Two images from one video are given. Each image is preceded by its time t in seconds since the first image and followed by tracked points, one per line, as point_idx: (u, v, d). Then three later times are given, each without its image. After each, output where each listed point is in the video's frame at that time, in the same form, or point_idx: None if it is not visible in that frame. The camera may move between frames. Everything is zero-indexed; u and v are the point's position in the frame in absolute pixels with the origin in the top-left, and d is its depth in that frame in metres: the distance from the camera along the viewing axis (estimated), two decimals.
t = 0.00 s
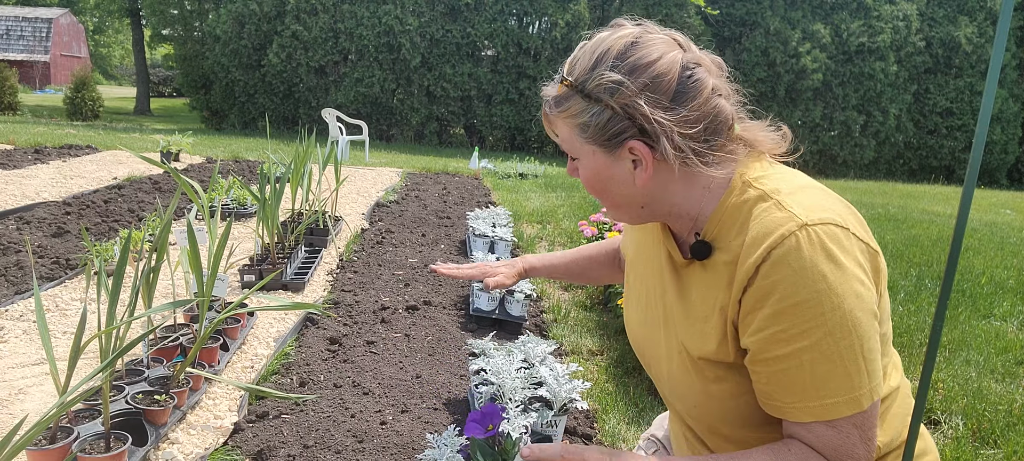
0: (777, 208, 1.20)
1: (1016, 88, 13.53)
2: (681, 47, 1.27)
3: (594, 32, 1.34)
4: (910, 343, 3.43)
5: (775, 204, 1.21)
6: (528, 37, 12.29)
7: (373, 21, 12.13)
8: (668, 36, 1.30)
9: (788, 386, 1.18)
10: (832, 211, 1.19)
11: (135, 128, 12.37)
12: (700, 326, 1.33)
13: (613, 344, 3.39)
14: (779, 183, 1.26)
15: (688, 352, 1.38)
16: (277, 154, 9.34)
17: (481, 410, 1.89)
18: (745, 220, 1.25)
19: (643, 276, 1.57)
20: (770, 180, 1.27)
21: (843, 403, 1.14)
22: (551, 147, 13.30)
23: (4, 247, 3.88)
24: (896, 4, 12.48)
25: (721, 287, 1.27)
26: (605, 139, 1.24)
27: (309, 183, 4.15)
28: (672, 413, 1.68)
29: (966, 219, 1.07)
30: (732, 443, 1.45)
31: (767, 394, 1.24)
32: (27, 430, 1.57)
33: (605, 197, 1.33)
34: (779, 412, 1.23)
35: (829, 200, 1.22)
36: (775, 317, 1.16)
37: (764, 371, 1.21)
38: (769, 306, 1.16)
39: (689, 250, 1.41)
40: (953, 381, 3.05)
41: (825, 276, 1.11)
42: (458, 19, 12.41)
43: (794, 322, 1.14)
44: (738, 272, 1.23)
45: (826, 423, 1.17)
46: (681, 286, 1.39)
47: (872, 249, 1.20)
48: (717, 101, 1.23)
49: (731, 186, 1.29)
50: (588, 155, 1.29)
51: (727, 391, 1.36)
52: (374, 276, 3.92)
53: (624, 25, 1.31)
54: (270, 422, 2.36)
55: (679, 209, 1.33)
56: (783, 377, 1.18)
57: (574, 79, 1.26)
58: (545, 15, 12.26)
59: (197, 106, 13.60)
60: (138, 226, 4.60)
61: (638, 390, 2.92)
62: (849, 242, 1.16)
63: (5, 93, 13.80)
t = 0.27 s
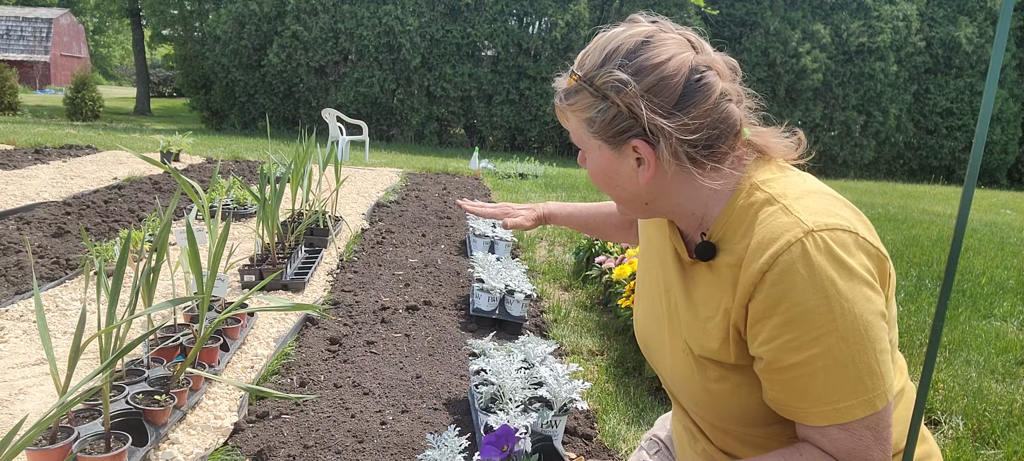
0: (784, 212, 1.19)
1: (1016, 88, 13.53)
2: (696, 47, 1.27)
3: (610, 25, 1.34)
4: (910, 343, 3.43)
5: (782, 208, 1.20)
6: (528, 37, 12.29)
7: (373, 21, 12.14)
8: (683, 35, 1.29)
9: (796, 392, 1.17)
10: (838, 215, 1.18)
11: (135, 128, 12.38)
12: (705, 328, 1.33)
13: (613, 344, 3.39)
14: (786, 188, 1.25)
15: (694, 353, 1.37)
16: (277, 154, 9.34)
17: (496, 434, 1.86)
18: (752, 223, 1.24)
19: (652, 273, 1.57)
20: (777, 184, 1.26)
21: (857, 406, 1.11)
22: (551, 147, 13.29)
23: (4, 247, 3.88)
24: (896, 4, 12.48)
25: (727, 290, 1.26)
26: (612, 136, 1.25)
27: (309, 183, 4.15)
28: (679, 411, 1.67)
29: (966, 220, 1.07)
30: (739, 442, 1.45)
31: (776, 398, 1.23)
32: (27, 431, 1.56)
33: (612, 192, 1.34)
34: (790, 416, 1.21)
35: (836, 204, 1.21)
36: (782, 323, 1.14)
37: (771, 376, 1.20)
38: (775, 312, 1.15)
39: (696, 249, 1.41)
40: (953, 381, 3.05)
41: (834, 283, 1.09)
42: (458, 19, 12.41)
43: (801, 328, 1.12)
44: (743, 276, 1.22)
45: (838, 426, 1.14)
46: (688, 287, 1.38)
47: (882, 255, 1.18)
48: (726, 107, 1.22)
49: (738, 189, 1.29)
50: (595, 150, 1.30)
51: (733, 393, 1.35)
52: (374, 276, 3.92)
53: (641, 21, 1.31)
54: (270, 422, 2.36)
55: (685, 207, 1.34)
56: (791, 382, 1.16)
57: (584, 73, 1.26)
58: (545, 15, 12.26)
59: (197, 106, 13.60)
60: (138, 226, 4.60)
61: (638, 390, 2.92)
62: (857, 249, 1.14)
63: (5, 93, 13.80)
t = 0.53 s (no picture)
0: (790, 197, 1.21)
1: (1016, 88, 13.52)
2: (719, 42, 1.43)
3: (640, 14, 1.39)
4: (910, 343, 3.43)
5: (788, 193, 1.22)
6: (528, 37, 12.28)
7: (373, 21, 12.14)
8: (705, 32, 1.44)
9: (808, 376, 1.17)
10: (842, 199, 1.20)
11: (135, 128, 12.39)
12: (713, 320, 1.33)
13: (613, 343, 3.40)
14: (790, 175, 1.27)
15: (701, 348, 1.37)
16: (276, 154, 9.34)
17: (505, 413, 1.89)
18: (759, 210, 1.26)
19: (654, 274, 1.57)
20: (781, 172, 1.29)
21: (867, 390, 1.13)
22: (551, 147, 13.29)
23: (4, 247, 3.88)
24: (896, 4, 12.48)
25: (739, 276, 1.27)
26: (709, 86, 1.24)
27: (309, 183, 4.15)
28: (682, 416, 1.66)
29: (966, 218, 1.07)
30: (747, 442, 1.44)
31: (786, 386, 1.23)
32: (27, 431, 1.56)
33: (690, 154, 1.24)
34: (800, 404, 1.21)
35: (840, 191, 1.24)
36: (794, 306, 1.15)
37: (783, 362, 1.20)
38: (787, 295, 1.16)
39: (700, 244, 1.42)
40: (953, 381, 3.05)
41: (843, 263, 1.11)
42: (458, 20, 12.41)
43: (813, 309, 1.13)
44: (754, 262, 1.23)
45: (845, 413, 1.15)
46: (695, 281, 1.39)
47: (884, 239, 1.21)
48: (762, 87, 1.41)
49: (743, 177, 1.32)
50: (687, 102, 1.23)
51: (742, 387, 1.34)
52: (374, 276, 3.92)
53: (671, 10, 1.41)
54: (270, 422, 2.36)
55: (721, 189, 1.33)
56: (803, 367, 1.17)
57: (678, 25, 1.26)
58: (545, 15, 12.25)
59: (197, 106, 13.61)
60: (138, 226, 4.60)
61: (639, 390, 2.92)
62: (863, 230, 1.16)
63: (5, 93, 13.79)
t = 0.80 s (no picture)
0: (797, 188, 1.23)
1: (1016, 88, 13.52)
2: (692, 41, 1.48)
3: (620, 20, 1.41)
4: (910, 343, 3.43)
5: (794, 184, 1.24)
6: (528, 37, 12.27)
7: (373, 21, 12.14)
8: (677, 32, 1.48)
9: (821, 365, 1.16)
10: (847, 190, 1.23)
11: (135, 128, 12.39)
12: (722, 314, 1.32)
13: (613, 343, 3.40)
14: (792, 168, 1.30)
15: (708, 346, 1.36)
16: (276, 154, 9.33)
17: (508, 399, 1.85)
18: (766, 202, 1.27)
19: (654, 278, 1.56)
20: (782, 166, 1.32)
21: (878, 378, 1.12)
22: (551, 147, 13.29)
23: (4, 247, 3.88)
24: (896, 4, 12.48)
25: (748, 269, 1.27)
26: (711, 83, 1.29)
27: (309, 183, 4.15)
28: (685, 425, 1.64)
29: (966, 218, 1.07)
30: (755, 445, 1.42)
31: (798, 377, 1.22)
32: (27, 430, 1.56)
33: (706, 150, 1.27)
34: (812, 394, 1.20)
35: (844, 183, 1.26)
36: (806, 294, 1.15)
37: (796, 352, 1.19)
38: (799, 282, 1.16)
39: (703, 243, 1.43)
40: (953, 381, 3.05)
41: (852, 249, 1.13)
42: (458, 20, 12.41)
43: (825, 296, 1.13)
44: (764, 253, 1.24)
45: (851, 403, 1.15)
46: (700, 279, 1.39)
47: (887, 230, 1.24)
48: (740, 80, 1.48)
49: (743, 173, 1.34)
50: (698, 99, 1.27)
51: (751, 383, 1.33)
52: (374, 276, 3.92)
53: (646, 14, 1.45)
54: (270, 422, 2.36)
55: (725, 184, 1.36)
56: (816, 355, 1.16)
57: (675, 24, 1.29)
58: (545, 15, 12.25)
59: (197, 106, 13.61)
60: (138, 226, 4.60)
61: (639, 390, 2.92)
62: (869, 218, 1.18)
63: (5, 93, 13.79)
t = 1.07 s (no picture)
0: (791, 187, 1.23)
1: (1016, 87, 13.51)
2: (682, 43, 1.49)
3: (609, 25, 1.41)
4: (910, 343, 3.43)
5: (787, 183, 1.24)
6: (528, 37, 12.28)
7: (373, 21, 12.15)
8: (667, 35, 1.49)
9: (817, 363, 1.16)
10: (841, 188, 1.23)
11: (136, 128, 12.39)
12: (717, 313, 1.32)
13: (613, 343, 3.40)
14: (785, 168, 1.30)
15: (703, 346, 1.36)
16: (276, 154, 9.33)
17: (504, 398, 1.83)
18: (759, 202, 1.27)
19: (650, 280, 1.57)
20: (775, 166, 1.32)
21: (873, 376, 1.12)
22: (551, 147, 13.29)
23: (4, 247, 3.88)
24: (896, 4, 12.48)
25: (742, 268, 1.27)
26: (701, 84, 1.29)
27: (309, 183, 4.15)
28: (684, 424, 1.64)
29: (965, 218, 1.07)
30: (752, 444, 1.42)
31: (794, 376, 1.22)
32: (27, 430, 1.56)
33: (698, 151, 1.27)
34: (807, 392, 1.20)
35: (839, 181, 1.26)
36: (801, 292, 1.15)
37: (792, 350, 1.19)
38: (793, 282, 1.16)
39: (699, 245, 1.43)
40: (953, 381, 3.05)
41: (845, 247, 1.13)
42: (458, 20, 12.42)
43: (820, 294, 1.13)
44: (758, 252, 1.24)
45: (846, 400, 1.15)
46: (696, 280, 1.39)
47: (881, 229, 1.23)
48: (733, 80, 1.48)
49: (737, 174, 1.34)
50: (688, 100, 1.27)
51: (748, 383, 1.34)
52: (374, 276, 3.92)
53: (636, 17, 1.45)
54: (270, 422, 2.36)
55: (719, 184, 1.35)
56: (812, 354, 1.16)
57: (664, 27, 1.30)
58: (545, 15, 12.25)
59: (197, 106, 13.61)
60: (138, 226, 4.60)
61: (638, 390, 2.92)
62: (862, 216, 1.18)
63: (5, 93, 13.78)
